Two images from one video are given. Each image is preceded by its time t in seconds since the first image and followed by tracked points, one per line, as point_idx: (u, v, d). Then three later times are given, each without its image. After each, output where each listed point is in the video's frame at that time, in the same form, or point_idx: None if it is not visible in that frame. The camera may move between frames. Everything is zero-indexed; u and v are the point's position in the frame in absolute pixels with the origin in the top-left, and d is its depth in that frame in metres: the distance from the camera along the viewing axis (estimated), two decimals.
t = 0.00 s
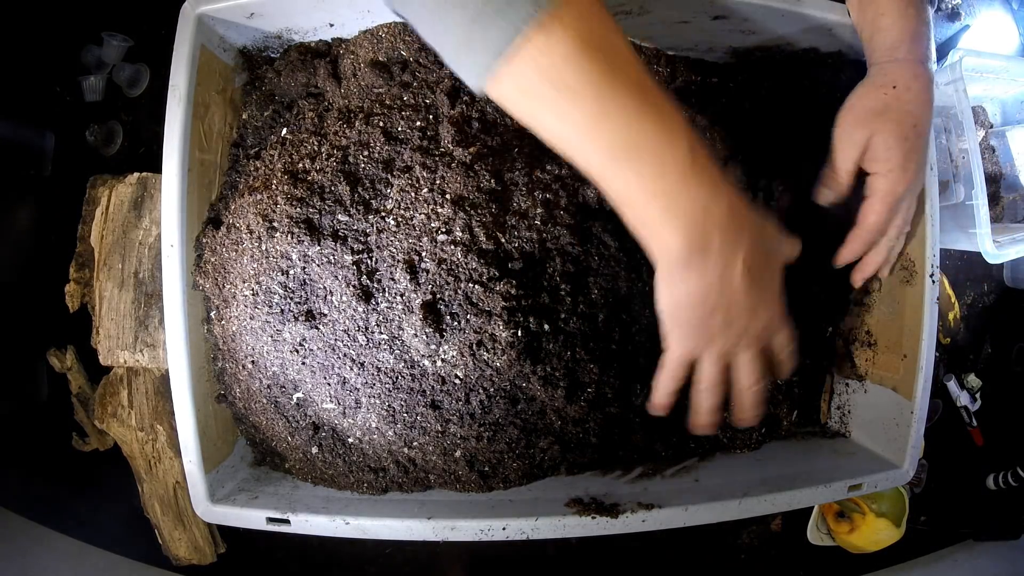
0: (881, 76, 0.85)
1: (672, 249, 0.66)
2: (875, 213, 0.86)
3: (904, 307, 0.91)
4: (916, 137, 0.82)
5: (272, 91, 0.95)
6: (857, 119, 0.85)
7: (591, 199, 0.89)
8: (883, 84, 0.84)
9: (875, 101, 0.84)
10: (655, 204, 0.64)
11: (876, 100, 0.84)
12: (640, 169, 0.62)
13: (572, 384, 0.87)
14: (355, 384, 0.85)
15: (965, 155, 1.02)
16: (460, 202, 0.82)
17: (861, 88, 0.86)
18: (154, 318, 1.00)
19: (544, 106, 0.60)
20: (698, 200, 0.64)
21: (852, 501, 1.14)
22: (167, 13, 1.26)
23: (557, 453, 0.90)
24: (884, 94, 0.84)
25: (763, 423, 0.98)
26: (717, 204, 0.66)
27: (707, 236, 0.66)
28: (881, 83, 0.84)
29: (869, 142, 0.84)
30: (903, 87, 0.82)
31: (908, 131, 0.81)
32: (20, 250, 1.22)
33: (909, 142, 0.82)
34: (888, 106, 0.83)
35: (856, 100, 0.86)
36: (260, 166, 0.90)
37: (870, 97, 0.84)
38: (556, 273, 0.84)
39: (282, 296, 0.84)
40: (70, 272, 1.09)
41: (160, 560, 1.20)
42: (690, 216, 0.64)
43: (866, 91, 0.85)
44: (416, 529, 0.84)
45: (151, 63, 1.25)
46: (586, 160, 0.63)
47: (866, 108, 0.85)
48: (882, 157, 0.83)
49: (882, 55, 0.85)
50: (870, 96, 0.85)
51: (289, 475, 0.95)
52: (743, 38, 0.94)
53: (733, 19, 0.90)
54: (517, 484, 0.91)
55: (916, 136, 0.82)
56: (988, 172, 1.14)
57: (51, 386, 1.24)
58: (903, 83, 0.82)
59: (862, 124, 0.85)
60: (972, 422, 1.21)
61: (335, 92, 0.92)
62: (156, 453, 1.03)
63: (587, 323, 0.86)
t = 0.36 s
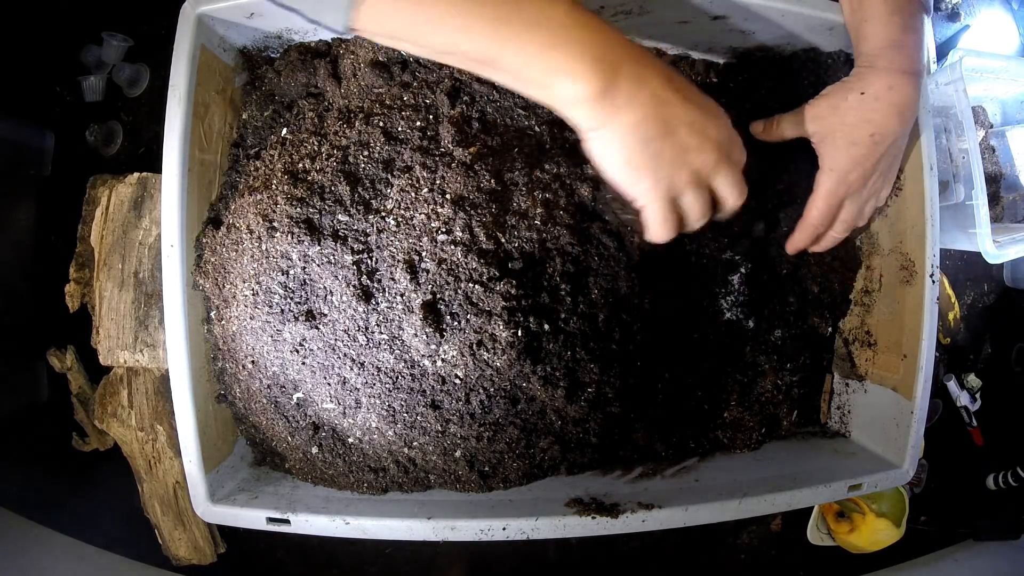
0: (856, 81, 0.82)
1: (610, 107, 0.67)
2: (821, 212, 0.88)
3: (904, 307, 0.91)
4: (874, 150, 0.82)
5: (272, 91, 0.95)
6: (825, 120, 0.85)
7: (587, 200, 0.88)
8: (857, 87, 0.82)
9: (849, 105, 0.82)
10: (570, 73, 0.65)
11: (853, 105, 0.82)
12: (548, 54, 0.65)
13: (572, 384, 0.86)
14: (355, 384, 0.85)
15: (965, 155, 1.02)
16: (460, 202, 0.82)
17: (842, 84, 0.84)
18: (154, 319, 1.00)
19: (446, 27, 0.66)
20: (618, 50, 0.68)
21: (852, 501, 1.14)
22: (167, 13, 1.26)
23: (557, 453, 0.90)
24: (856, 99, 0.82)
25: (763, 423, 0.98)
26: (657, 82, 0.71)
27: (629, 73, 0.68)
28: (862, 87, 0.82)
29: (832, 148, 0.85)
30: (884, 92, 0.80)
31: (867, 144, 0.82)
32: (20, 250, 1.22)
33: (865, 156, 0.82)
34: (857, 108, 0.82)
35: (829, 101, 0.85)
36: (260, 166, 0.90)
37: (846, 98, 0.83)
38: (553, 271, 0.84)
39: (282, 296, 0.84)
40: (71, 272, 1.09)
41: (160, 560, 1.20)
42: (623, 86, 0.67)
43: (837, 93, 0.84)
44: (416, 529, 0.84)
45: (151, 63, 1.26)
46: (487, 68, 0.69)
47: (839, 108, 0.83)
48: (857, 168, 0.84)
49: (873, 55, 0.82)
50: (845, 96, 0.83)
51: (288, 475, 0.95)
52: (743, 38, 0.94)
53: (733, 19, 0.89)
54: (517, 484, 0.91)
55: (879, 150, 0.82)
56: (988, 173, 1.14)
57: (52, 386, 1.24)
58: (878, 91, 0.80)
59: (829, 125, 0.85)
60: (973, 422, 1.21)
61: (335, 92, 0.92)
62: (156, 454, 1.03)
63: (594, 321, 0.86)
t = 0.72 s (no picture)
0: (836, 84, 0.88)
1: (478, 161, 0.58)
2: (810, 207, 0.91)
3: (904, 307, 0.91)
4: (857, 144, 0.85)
5: (272, 92, 0.95)
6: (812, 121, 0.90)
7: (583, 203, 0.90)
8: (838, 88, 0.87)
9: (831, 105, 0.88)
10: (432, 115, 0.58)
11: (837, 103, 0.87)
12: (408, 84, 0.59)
13: (572, 384, 0.87)
14: (355, 384, 0.85)
15: (965, 155, 1.03)
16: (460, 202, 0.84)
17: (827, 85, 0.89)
18: (154, 318, 1.00)
19: (309, 39, 0.61)
20: (538, 123, 0.59)
21: (852, 501, 1.14)
22: (168, 13, 1.26)
23: (558, 453, 0.90)
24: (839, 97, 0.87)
25: (763, 423, 0.98)
26: (564, 148, 0.59)
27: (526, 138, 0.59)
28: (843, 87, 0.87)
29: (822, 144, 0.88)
30: (862, 92, 0.85)
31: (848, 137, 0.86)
32: (20, 249, 1.22)
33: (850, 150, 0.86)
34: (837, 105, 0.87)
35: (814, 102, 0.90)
36: (260, 166, 0.90)
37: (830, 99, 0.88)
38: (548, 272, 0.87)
39: (282, 296, 0.84)
40: (70, 272, 1.09)
41: (160, 560, 1.20)
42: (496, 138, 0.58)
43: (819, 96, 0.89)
44: (416, 529, 0.84)
45: (151, 63, 1.26)
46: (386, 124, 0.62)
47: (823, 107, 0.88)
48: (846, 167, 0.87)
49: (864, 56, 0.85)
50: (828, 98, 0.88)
51: (288, 475, 0.95)
52: (744, 38, 0.93)
53: (734, 18, 0.89)
54: (517, 484, 0.91)
55: (865, 144, 0.85)
56: (988, 173, 1.14)
57: (52, 386, 1.24)
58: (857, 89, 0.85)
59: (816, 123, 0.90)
60: (972, 422, 1.21)
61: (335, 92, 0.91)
62: (156, 453, 1.03)
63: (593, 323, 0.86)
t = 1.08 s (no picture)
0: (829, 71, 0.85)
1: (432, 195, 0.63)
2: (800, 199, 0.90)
3: (904, 307, 0.91)
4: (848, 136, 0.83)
5: (272, 92, 0.95)
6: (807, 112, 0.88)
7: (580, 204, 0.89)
8: (830, 77, 0.84)
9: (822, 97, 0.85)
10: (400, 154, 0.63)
11: (829, 97, 0.84)
12: (381, 116, 0.63)
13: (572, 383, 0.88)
14: (355, 384, 0.85)
15: (965, 155, 1.03)
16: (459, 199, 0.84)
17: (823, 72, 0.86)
18: (154, 318, 1.00)
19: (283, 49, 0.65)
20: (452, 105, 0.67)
21: (852, 501, 1.14)
22: (168, 13, 1.26)
23: (557, 453, 0.90)
24: (830, 88, 0.84)
25: (763, 423, 0.98)
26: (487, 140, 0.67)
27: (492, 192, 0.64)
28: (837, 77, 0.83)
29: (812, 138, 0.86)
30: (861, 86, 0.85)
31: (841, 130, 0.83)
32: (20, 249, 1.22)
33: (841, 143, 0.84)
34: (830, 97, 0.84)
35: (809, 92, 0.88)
36: (260, 166, 0.90)
37: (824, 90, 0.85)
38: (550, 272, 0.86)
39: (282, 295, 0.85)
40: (71, 272, 1.09)
41: (159, 560, 1.20)
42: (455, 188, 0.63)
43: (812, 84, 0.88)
44: (416, 529, 0.84)
45: (151, 63, 1.26)
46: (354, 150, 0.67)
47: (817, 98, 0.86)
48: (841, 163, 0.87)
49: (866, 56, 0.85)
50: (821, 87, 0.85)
51: (288, 475, 0.95)
52: (743, 38, 0.94)
53: (734, 18, 0.90)
54: (517, 484, 0.91)
55: (859, 137, 0.83)
56: (988, 173, 1.14)
57: (51, 386, 1.24)
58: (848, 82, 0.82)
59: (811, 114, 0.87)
60: (972, 422, 1.21)
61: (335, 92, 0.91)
62: (156, 453, 1.03)
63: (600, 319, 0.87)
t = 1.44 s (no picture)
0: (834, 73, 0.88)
1: (548, 189, 0.70)
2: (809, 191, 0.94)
3: (904, 308, 0.91)
4: (858, 135, 0.85)
5: (272, 92, 0.95)
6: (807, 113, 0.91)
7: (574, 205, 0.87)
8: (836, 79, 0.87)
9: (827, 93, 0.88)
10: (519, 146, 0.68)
11: (835, 95, 0.86)
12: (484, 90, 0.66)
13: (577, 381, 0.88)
14: (355, 384, 0.85)
15: (965, 155, 1.03)
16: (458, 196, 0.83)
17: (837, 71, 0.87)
18: (154, 318, 1.00)
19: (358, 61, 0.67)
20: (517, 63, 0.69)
21: (852, 501, 1.14)
22: (168, 14, 1.26)
23: (557, 453, 0.90)
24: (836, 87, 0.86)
25: (763, 423, 0.98)
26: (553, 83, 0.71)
27: (597, 160, 0.69)
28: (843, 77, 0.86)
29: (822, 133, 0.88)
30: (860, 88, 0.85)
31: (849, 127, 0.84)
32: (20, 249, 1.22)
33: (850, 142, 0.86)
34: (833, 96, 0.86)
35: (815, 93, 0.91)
36: (260, 166, 0.90)
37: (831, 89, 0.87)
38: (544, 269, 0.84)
39: (282, 295, 0.84)
40: (70, 272, 1.09)
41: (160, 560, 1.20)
42: (577, 179, 0.69)
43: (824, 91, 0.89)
44: (416, 529, 0.84)
45: (151, 63, 1.26)
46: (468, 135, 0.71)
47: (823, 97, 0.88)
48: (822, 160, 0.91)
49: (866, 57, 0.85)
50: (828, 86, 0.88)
51: (288, 475, 0.95)
52: (744, 39, 0.94)
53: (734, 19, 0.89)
54: (517, 484, 0.91)
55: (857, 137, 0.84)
56: (988, 173, 1.14)
57: (51, 386, 1.24)
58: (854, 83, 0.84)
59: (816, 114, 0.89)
60: (972, 422, 1.21)
61: (335, 91, 0.91)
62: (156, 453, 1.03)
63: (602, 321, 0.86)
